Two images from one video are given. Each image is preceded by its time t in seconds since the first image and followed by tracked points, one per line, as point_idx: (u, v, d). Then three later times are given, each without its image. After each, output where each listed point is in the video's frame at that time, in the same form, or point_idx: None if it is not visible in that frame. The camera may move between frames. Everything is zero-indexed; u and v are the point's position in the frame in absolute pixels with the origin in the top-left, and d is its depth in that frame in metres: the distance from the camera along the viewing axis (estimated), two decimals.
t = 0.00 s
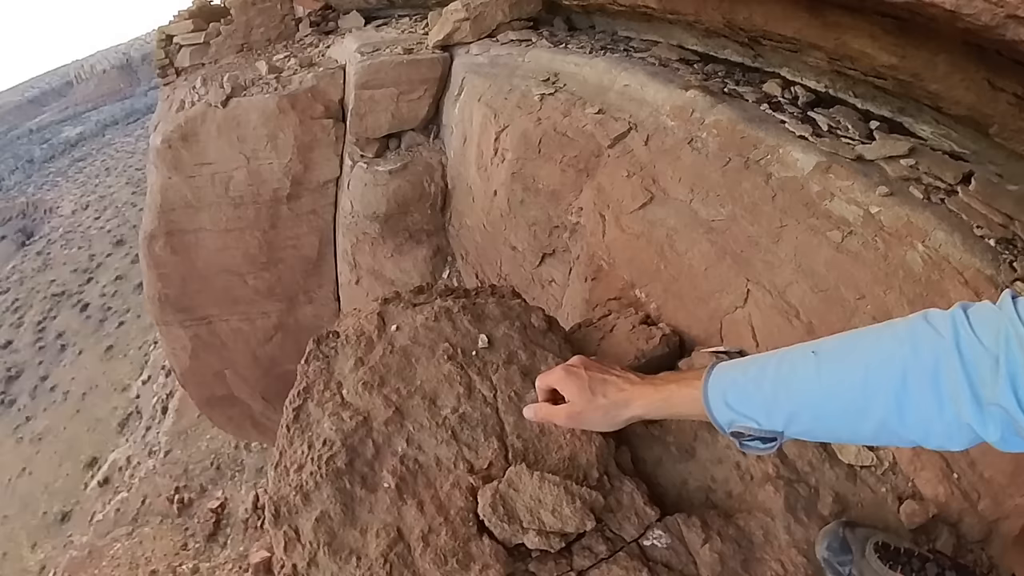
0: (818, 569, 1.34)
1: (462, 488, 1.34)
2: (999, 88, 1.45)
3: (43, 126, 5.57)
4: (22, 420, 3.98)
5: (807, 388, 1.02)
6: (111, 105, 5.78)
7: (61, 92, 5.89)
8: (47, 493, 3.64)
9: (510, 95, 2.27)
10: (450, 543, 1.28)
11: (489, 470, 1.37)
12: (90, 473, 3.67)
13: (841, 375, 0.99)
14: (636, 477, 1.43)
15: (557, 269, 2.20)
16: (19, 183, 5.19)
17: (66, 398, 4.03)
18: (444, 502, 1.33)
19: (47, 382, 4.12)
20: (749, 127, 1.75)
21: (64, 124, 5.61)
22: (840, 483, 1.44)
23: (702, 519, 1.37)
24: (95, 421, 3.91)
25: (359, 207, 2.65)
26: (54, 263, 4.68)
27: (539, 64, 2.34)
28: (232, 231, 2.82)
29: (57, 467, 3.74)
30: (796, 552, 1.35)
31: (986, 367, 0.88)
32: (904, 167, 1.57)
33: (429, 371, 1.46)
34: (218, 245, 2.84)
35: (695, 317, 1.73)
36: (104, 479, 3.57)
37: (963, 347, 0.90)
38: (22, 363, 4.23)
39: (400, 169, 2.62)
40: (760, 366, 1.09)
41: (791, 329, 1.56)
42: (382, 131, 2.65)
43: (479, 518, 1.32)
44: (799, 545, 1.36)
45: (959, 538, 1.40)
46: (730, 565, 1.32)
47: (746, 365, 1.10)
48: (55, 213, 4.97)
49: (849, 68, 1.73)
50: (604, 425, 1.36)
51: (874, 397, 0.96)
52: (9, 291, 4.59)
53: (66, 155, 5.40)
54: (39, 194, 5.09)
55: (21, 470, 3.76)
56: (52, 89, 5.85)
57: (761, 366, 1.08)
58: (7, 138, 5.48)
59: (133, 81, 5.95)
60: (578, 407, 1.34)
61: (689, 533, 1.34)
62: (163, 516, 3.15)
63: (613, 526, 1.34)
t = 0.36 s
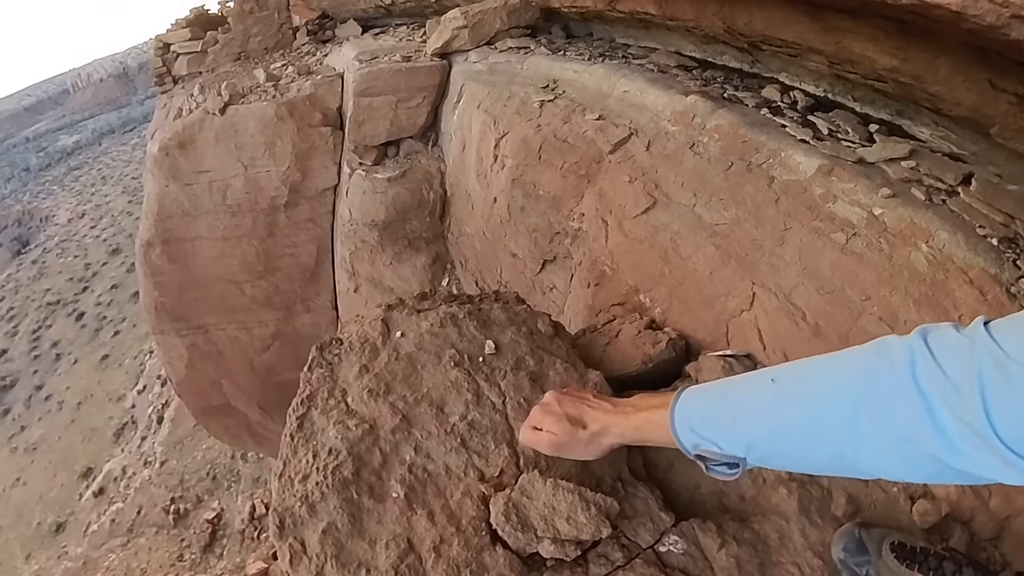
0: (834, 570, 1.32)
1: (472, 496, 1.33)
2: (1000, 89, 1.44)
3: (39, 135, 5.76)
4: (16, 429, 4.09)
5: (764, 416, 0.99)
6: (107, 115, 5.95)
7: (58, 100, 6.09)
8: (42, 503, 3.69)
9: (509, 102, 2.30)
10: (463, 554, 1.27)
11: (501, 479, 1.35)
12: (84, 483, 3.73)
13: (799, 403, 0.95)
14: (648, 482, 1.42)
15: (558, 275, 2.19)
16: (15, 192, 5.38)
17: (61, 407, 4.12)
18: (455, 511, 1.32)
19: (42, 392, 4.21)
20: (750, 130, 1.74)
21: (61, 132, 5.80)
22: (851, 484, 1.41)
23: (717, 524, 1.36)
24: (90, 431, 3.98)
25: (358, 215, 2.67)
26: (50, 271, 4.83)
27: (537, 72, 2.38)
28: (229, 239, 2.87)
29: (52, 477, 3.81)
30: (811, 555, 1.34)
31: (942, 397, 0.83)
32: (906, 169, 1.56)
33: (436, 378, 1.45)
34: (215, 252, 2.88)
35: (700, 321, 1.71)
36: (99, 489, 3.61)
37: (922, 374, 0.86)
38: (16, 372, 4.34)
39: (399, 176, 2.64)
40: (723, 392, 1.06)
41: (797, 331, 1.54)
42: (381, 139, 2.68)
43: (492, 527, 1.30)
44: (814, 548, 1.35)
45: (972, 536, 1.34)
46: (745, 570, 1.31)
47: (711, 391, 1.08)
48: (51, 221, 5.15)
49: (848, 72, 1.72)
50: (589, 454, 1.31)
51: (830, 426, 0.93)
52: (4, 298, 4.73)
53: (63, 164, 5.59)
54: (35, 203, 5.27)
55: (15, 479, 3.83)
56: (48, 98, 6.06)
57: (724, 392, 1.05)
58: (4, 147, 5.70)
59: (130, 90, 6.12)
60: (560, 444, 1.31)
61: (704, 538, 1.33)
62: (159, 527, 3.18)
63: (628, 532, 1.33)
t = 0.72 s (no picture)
0: (836, 570, 1.32)
1: (471, 501, 1.32)
2: (990, 90, 1.41)
3: (36, 142, 6.14)
4: (11, 438, 4.27)
5: (749, 431, 0.92)
6: (104, 122, 6.36)
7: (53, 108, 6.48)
8: (36, 514, 3.84)
9: (505, 110, 2.34)
10: (462, 559, 1.26)
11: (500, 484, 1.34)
12: (79, 493, 3.89)
13: (788, 412, 0.89)
14: (649, 485, 1.41)
15: (554, 282, 2.19)
16: (11, 199, 5.69)
17: (55, 417, 4.30)
18: (454, 516, 1.31)
19: (36, 402, 4.39)
20: (744, 136, 1.74)
21: (57, 140, 6.19)
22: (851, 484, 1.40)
23: (718, 526, 1.36)
24: (84, 441, 4.15)
25: (354, 222, 2.80)
26: (45, 281, 5.01)
27: (533, 79, 2.41)
28: (225, 248, 2.99)
29: (46, 488, 3.96)
30: (812, 555, 1.34)
31: (944, 393, 0.78)
32: (898, 172, 1.56)
33: (434, 383, 1.45)
34: (212, 260, 3.00)
35: (697, 325, 1.72)
36: (94, 500, 3.75)
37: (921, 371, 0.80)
38: (11, 381, 4.52)
39: (395, 185, 2.76)
40: (700, 406, 0.99)
41: (795, 334, 1.54)
42: (378, 146, 2.81)
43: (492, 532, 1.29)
44: (815, 548, 1.35)
45: (972, 535, 1.33)
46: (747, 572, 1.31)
47: (686, 406, 1.01)
48: (47, 230, 5.40)
49: (840, 77, 1.73)
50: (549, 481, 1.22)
51: (825, 435, 0.86)
52: None
53: (59, 171, 5.93)
54: (30, 211, 5.52)
55: (10, 489, 3.99)
56: (44, 107, 6.43)
57: (701, 407, 0.99)
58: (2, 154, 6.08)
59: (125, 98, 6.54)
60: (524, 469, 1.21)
61: (705, 541, 1.33)
62: (155, 537, 3.32)
63: (628, 535, 1.32)
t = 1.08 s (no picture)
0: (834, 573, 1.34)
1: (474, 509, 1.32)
2: (980, 97, 1.43)
3: (33, 151, 6.64)
4: (6, 448, 4.45)
5: (708, 518, 0.94)
6: (101, 131, 6.89)
7: (50, 116, 7.02)
8: (30, 524, 3.98)
9: (501, 121, 2.37)
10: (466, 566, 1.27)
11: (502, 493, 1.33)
12: (74, 503, 4.03)
13: (754, 502, 0.91)
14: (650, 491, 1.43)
15: (552, 290, 2.19)
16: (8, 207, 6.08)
17: (50, 427, 4.48)
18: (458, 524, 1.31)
19: (31, 411, 4.59)
20: (739, 143, 1.75)
21: (53, 148, 6.66)
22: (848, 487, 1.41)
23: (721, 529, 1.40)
24: (79, 451, 4.32)
25: (352, 232, 2.92)
26: (41, 288, 5.31)
27: (529, 89, 2.45)
28: (223, 257, 3.08)
29: (40, 498, 4.10)
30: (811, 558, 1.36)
31: (937, 485, 0.78)
32: (891, 178, 1.55)
33: (434, 393, 1.45)
34: (208, 271, 3.09)
35: (695, 332, 1.74)
36: (89, 510, 3.85)
37: (903, 464, 0.82)
38: (7, 390, 4.75)
39: (392, 195, 2.89)
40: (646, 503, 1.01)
41: (791, 339, 1.56)
42: (375, 156, 2.93)
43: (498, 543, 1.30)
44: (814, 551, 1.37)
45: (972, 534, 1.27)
46: None
47: (642, 488, 1.03)
48: (42, 238, 5.74)
49: (832, 84, 1.74)
50: None
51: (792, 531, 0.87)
52: None
53: (55, 179, 6.36)
54: (26, 219, 5.90)
55: (4, 499, 4.13)
56: (42, 115, 6.99)
57: (656, 489, 1.01)
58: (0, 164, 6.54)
59: (122, 107, 7.12)
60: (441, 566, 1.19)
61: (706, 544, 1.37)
62: (150, 548, 3.39)
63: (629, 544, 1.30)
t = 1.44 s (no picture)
0: None
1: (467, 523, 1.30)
2: (970, 106, 1.42)
3: (30, 159, 6.79)
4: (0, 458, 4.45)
5: (722, 487, 0.83)
6: (98, 139, 7.03)
7: (46, 124, 7.19)
8: (24, 535, 3.96)
9: (496, 131, 2.41)
10: None
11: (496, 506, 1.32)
12: (68, 513, 4.02)
13: (763, 470, 0.81)
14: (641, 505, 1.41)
15: (546, 301, 2.20)
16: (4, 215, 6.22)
17: (45, 436, 4.49)
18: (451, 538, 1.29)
19: (25, 421, 4.60)
20: (731, 154, 1.77)
21: (50, 158, 6.82)
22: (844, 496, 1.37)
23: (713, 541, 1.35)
24: (74, 461, 4.32)
25: (347, 243, 2.96)
26: (37, 296, 5.40)
27: (523, 100, 2.51)
28: (218, 267, 3.16)
29: (35, 508, 4.09)
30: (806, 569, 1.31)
31: (948, 444, 0.70)
32: (883, 186, 1.57)
33: (428, 407, 1.45)
34: (204, 281, 3.17)
35: (689, 343, 1.72)
36: (83, 521, 3.85)
37: (913, 419, 0.72)
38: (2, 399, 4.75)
39: (388, 206, 2.92)
40: (653, 474, 0.91)
41: (783, 349, 1.54)
42: (371, 166, 2.98)
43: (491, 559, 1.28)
44: (808, 562, 1.32)
45: (964, 542, 1.27)
46: None
47: (647, 459, 0.93)
48: (37, 246, 5.85)
49: (824, 94, 1.75)
50: None
51: (811, 496, 0.78)
52: None
53: (52, 188, 6.50)
54: (22, 227, 6.03)
55: None
56: (38, 123, 7.16)
57: (665, 458, 0.90)
58: None
59: (119, 116, 7.26)
60: None
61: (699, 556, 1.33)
62: (145, 559, 3.38)
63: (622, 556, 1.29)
